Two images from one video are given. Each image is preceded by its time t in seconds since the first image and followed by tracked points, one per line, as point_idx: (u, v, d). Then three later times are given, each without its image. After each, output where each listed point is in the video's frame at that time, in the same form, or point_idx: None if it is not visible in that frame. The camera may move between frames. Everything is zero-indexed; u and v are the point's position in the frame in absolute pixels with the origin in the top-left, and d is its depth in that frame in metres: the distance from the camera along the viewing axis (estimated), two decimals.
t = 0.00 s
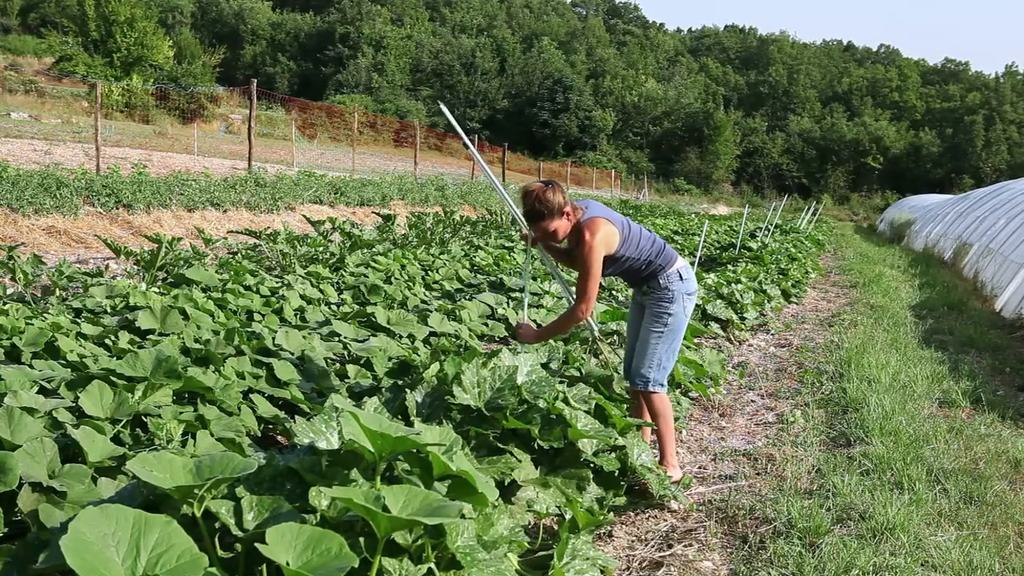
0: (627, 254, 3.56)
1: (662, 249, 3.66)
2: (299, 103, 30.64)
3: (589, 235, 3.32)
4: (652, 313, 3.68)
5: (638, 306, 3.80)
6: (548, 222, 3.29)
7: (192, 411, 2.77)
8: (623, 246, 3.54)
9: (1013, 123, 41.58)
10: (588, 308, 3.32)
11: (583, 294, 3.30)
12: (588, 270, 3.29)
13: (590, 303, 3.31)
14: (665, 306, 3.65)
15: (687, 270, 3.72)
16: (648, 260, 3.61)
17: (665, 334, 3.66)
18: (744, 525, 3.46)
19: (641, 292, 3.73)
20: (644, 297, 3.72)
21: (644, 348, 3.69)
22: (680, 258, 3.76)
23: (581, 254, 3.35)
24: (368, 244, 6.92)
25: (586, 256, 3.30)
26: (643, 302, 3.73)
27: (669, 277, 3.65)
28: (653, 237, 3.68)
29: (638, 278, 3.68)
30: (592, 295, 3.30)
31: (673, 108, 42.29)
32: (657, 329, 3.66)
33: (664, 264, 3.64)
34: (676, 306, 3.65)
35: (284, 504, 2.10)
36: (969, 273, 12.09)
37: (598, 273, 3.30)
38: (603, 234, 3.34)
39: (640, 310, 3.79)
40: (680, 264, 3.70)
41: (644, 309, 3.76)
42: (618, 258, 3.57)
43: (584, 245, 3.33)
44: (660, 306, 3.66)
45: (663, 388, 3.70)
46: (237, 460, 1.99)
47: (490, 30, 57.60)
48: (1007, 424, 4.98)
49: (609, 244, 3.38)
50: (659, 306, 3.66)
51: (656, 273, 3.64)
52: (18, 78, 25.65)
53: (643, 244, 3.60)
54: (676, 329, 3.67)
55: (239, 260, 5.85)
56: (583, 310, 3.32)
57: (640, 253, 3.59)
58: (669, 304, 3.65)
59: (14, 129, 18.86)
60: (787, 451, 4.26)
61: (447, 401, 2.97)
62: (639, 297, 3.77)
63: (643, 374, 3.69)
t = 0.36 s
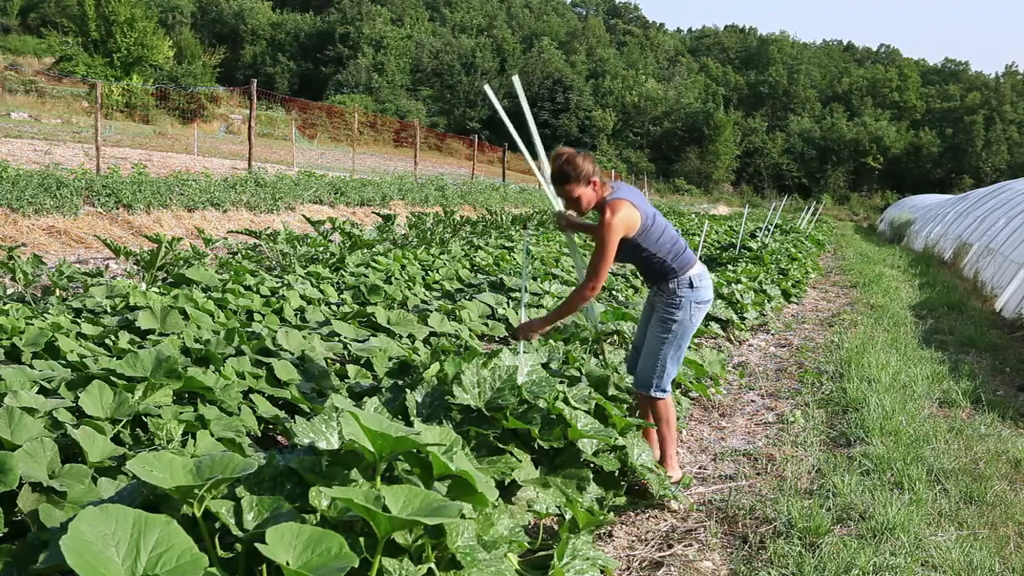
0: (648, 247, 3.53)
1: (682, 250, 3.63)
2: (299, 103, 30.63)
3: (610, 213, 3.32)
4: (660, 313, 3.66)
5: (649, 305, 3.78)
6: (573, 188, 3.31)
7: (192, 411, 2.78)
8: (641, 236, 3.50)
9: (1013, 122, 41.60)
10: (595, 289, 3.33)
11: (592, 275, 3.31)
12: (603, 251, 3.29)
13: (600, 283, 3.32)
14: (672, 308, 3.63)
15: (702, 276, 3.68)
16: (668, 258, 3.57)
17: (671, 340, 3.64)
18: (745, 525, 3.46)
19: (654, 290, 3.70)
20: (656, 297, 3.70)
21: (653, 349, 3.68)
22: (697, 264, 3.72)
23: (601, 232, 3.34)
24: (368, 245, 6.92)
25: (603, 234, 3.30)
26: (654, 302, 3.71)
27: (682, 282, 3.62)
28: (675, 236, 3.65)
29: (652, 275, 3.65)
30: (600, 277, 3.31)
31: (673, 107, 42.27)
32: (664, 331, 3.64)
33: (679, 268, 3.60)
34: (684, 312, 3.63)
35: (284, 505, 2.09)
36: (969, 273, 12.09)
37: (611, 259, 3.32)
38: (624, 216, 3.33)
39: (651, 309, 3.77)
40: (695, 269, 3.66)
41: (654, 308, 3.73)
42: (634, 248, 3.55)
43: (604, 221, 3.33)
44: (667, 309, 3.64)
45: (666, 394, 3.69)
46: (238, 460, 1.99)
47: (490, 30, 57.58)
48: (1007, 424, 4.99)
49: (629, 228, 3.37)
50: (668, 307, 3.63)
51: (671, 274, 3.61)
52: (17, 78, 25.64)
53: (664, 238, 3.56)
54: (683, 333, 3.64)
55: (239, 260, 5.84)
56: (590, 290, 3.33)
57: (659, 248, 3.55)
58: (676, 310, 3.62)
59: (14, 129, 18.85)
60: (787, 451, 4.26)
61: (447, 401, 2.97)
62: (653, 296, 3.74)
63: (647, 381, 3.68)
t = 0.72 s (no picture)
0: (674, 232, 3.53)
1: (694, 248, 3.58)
2: (299, 103, 30.65)
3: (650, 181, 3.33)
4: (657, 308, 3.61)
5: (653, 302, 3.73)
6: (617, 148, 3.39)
7: (192, 411, 2.78)
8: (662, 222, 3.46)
9: (1013, 123, 41.60)
10: (663, 253, 3.31)
11: (652, 235, 3.30)
12: (651, 217, 3.30)
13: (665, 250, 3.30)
14: (666, 307, 3.58)
15: (703, 281, 3.57)
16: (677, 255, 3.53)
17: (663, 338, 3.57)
18: (745, 525, 3.46)
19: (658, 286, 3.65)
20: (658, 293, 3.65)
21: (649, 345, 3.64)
22: (705, 268, 3.63)
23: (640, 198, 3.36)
24: (368, 245, 6.92)
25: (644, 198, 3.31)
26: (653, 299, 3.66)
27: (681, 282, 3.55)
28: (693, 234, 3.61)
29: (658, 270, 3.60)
30: (661, 241, 3.30)
31: (673, 107, 42.27)
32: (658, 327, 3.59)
33: (683, 268, 3.55)
34: (677, 313, 3.56)
35: (284, 505, 2.10)
36: (969, 273, 12.09)
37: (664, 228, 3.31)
38: (656, 194, 3.32)
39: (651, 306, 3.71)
40: (699, 273, 3.58)
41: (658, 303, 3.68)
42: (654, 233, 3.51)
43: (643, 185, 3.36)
44: (663, 309, 3.58)
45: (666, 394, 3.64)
46: (237, 461, 1.99)
47: (490, 30, 57.60)
48: (1007, 424, 4.99)
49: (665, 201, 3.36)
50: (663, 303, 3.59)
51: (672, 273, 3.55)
52: (18, 78, 25.62)
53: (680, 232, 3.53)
54: (677, 334, 3.56)
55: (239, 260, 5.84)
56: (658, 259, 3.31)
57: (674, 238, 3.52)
58: (671, 308, 3.56)
59: (14, 129, 18.87)
60: (787, 451, 4.26)
61: (447, 401, 2.97)
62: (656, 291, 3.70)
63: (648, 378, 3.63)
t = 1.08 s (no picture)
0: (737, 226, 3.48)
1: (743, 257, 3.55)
2: (299, 103, 30.67)
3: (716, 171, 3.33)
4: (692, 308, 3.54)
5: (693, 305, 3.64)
6: (676, 140, 3.44)
7: (192, 411, 2.78)
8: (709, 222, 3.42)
9: (1013, 122, 41.57)
10: (750, 245, 3.25)
11: (730, 222, 3.27)
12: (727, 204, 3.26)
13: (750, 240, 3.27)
14: (708, 307, 3.48)
15: (747, 291, 3.52)
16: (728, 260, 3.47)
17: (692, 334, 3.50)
18: (745, 525, 3.46)
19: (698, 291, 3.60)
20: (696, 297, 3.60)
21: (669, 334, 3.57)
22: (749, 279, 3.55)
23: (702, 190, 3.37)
24: (368, 245, 6.92)
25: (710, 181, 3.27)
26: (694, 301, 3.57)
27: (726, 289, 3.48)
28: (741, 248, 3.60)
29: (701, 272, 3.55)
30: (745, 232, 3.27)
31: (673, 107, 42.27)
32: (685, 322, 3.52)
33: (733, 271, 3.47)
34: (718, 317, 3.48)
35: (284, 505, 2.09)
36: (969, 273, 12.10)
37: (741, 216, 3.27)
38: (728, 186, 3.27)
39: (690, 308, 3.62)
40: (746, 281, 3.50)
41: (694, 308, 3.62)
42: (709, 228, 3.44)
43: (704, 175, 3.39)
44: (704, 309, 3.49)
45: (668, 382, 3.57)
46: (237, 461, 1.99)
47: (490, 30, 57.63)
48: (1008, 424, 4.98)
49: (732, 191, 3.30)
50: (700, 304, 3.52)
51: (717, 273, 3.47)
52: (17, 78, 25.63)
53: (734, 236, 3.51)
54: (713, 334, 3.49)
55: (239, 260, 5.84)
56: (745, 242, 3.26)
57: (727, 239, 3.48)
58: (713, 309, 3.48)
59: (14, 129, 18.87)
60: (787, 451, 4.26)
61: (447, 401, 2.97)
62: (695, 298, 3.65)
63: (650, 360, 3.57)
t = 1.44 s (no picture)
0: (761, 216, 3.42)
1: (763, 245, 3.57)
2: (300, 103, 30.68)
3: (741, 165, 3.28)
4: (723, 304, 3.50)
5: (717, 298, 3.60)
6: (702, 133, 3.34)
7: (193, 411, 2.78)
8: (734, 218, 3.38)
9: (1013, 122, 41.57)
10: (749, 244, 3.28)
11: (746, 216, 3.26)
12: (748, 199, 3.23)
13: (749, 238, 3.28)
14: (747, 299, 3.46)
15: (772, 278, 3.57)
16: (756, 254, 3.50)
17: (738, 324, 3.44)
18: (746, 525, 3.47)
19: (717, 285, 3.59)
20: (722, 292, 3.56)
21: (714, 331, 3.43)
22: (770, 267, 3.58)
23: (729, 183, 3.30)
24: (368, 245, 6.92)
25: (736, 178, 3.24)
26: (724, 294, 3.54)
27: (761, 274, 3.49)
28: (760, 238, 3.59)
29: (721, 267, 3.54)
30: (753, 229, 3.28)
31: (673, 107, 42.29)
32: (730, 318, 3.45)
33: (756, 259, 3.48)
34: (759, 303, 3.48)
35: (284, 505, 2.09)
36: (969, 273, 12.11)
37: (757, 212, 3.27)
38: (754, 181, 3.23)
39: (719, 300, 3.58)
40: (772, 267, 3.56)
41: (720, 303, 3.57)
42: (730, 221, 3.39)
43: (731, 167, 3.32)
44: (741, 302, 3.46)
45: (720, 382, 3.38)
46: (237, 460, 1.99)
47: (490, 30, 57.68)
48: (1008, 425, 4.98)
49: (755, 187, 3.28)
50: (735, 298, 3.48)
51: (745, 263, 3.47)
52: (18, 78, 25.64)
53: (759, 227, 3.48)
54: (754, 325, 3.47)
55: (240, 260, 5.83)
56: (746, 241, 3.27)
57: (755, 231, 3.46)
58: (751, 300, 3.46)
59: (14, 129, 18.88)
60: (788, 451, 4.26)
61: (448, 401, 2.97)
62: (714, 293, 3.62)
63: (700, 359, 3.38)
